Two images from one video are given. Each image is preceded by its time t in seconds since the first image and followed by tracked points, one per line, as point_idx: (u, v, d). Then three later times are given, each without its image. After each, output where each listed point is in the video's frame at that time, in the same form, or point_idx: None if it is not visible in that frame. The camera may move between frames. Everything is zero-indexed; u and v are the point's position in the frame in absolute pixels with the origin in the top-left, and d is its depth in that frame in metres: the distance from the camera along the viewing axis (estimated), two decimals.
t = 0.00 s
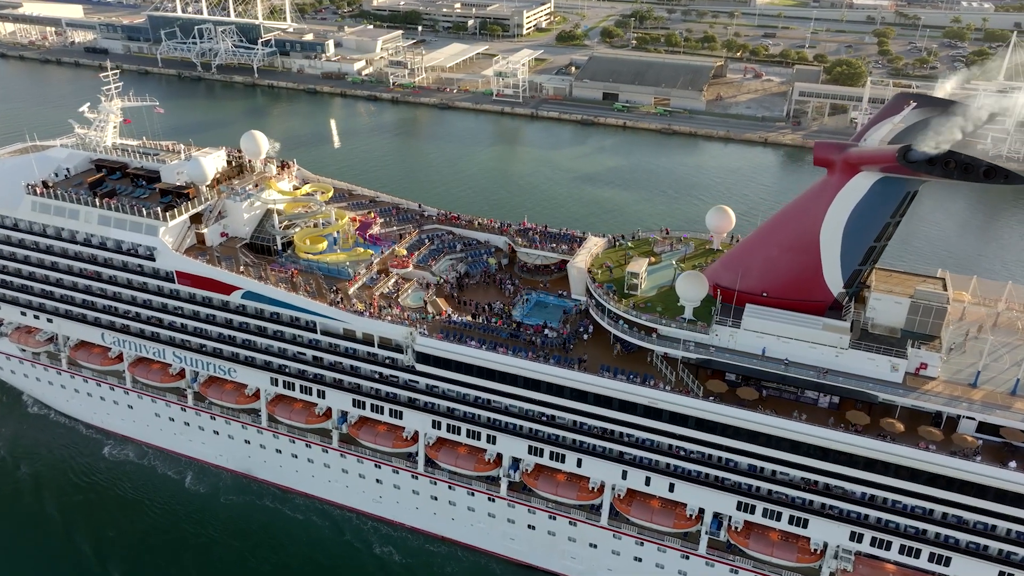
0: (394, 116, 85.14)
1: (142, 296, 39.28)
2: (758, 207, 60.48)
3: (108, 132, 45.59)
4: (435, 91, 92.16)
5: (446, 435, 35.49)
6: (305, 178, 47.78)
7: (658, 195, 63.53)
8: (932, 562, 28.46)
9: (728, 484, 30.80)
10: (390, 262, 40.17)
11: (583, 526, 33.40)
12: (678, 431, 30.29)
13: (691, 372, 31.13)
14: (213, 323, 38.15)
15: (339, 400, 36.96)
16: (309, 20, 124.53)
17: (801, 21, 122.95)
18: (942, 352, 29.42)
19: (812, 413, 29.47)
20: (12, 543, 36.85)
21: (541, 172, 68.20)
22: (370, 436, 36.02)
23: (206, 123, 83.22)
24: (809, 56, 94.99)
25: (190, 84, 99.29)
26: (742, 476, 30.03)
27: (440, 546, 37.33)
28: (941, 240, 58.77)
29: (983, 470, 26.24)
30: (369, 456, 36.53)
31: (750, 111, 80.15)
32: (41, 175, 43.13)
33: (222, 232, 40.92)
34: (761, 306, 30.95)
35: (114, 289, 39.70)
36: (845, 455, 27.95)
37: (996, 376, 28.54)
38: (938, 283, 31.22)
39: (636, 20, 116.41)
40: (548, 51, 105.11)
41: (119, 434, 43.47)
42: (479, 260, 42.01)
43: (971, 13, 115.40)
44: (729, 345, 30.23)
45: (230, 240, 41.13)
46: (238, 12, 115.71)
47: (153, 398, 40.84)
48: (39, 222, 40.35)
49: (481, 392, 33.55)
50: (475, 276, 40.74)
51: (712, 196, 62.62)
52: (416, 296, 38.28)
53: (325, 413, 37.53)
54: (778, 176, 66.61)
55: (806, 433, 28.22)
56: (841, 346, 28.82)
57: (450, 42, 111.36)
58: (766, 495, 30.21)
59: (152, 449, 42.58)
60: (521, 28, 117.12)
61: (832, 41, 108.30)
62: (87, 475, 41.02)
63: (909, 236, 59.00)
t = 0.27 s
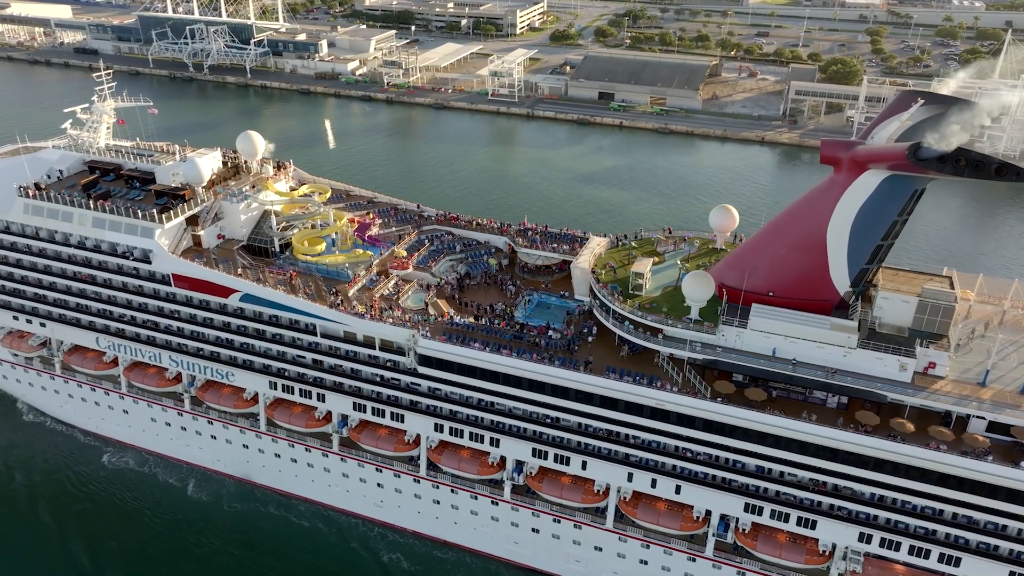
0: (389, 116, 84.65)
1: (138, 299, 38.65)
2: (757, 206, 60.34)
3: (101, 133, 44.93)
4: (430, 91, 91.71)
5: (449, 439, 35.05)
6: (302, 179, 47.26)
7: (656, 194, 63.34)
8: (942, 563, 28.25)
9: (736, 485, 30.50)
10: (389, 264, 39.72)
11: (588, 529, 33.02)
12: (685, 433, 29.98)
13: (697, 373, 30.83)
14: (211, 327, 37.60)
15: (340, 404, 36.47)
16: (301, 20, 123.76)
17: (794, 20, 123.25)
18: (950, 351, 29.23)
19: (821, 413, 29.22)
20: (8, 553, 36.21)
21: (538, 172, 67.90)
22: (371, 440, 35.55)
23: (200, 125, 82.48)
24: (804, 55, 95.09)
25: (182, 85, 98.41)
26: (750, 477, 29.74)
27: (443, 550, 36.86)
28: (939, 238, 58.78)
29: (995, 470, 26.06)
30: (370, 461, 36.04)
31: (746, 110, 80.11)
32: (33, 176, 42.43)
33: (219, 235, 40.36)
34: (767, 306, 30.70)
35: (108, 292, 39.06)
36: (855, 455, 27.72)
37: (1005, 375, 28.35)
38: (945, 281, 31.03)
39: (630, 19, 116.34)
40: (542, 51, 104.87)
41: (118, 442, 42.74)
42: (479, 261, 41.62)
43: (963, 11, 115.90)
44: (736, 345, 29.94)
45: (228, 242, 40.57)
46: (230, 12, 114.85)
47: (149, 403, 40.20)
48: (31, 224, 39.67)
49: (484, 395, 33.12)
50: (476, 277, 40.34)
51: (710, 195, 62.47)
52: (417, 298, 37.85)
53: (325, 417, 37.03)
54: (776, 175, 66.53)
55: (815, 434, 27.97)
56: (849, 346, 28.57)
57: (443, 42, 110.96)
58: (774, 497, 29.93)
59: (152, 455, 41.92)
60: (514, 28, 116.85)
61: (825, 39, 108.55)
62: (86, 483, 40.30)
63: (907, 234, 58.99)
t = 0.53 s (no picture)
0: (384, 116, 84.12)
1: (134, 303, 38.02)
2: (755, 205, 60.20)
3: (94, 134, 44.27)
4: (425, 91, 91.24)
5: (451, 442, 34.61)
6: (299, 179, 46.75)
7: (654, 193, 63.14)
8: (951, 564, 28.05)
9: (743, 487, 30.20)
10: (389, 265, 39.30)
11: (593, 532, 32.61)
12: (693, 435, 29.68)
13: (704, 374, 30.54)
14: (209, 330, 37.03)
15: (340, 408, 35.96)
16: (293, 20, 123.00)
17: (787, 19, 123.45)
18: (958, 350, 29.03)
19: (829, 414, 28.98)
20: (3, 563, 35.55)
21: (536, 172, 67.56)
22: (372, 444, 35.09)
23: (194, 126, 81.74)
24: (798, 54, 95.16)
25: (174, 85, 97.57)
26: (757, 479, 29.44)
27: (445, 555, 36.37)
28: (937, 235, 58.78)
29: (1006, 470, 25.89)
30: (371, 465, 35.54)
31: (742, 109, 80.04)
32: (25, 178, 41.74)
33: (215, 237, 39.81)
34: (773, 306, 30.45)
35: (104, 296, 38.43)
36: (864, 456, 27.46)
37: (1014, 374, 28.17)
38: (951, 280, 30.85)
39: (623, 19, 116.21)
40: (537, 50, 104.55)
41: (118, 449, 42.00)
42: (479, 262, 41.20)
43: (954, 9, 116.43)
44: (742, 346, 29.65)
45: (224, 245, 40.04)
46: (221, 13, 114.01)
47: (145, 408, 39.59)
48: (23, 227, 38.99)
49: (487, 397, 32.71)
50: (477, 278, 39.93)
51: (709, 194, 62.29)
52: (417, 300, 37.43)
53: (325, 421, 36.52)
54: (773, 174, 66.43)
55: (824, 434, 27.73)
56: (857, 345, 28.33)
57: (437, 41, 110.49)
58: (782, 498, 29.64)
59: (153, 463, 41.22)
60: (508, 28, 116.49)
61: (819, 38, 108.67)
62: (86, 493, 39.58)
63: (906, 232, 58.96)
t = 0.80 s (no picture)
0: (378, 116, 83.50)
1: (128, 308, 37.28)
2: (754, 204, 60.00)
3: (86, 136, 43.51)
4: (418, 91, 90.68)
5: (454, 446, 34.09)
6: (295, 181, 46.11)
7: (651, 193, 62.88)
8: (963, 564, 27.81)
9: (752, 489, 29.85)
10: (389, 267, 38.74)
11: (599, 536, 32.14)
12: (701, 437, 29.33)
13: (712, 375, 30.19)
14: (206, 335, 36.36)
15: (341, 413, 35.39)
16: (283, 20, 122.09)
17: (779, 18, 123.68)
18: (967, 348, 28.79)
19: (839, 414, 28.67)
20: None
21: (532, 172, 67.17)
22: (374, 449, 34.53)
23: (186, 127, 80.86)
24: (791, 53, 95.27)
25: (164, 86, 96.54)
26: (767, 481, 29.10)
27: (449, 561, 35.81)
28: (935, 233, 58.80)
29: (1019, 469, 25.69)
30: (373, 470, 34.96)
31: (737, 108, 79.94)
32: (15, 181, 40.94)
33: (211, 239, 39.15)
34: (780, 306, 30.14)
35: (97, 301, 37.68)
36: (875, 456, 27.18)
37: None
38: (958, 278, 30.65)
39: (615, 18, 116.03)
40: (530, 50, 104.20)
41: (116, 458, 41.12)
42: (479, 263, 40.69)
43: (944, 8, 117.09)
44: (750, 346, 29.31)
45: (220, 247, 39.37)
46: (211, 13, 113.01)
47: (140, 414, 38.87)
48: (14, 231, 38.19)
49: (492, 401, 32.23)
50: (478, 279, 39.43)
51: (707, 193, 62.04)
52: (418, 302, 36.92)
53: (326, 426, 35.94)
54: (770, 173, 66.27)
55: (835, 435, 27.44)
56: (867, 345, 28.05)
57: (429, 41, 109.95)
58: (792, 500, 29.30)
59: (155, 471, 40.37)
60: (500, 27, 116.03)
61: (811, 37, 108.86)
62: (87, 505, 38.74)
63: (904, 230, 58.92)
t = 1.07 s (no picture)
0: (373, 117, 82.99)
1: (124, 312, 36.66)
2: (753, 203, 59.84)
3: (78, 137, 42.86)
4: (413, 92, 90.24)
5: (457, 450, 33.64)
6: (291, 182, 45.55)
7: (649, 193, 62.69)
8: (973, 565, 27.61)
9: (759, 491, 29.54)
10: (388, 269, 38.24)
11: (605, 540, 31.74)
12: (709, 439, 29.02)
13: (718, 377, 29.88)
14: (203, 339, 35.78)
15: (341, 417, 34.90)
16: (275, 21, 121.30)
17: (772, 17, 123.90)
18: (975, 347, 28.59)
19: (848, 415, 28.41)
20: None
21: (529, 172, 66.85)
22: (376, 454, 34.03)
23: (180, 128, 80.08)
24: (785, 53, 95.39)
25: (156, 88, 95.68)
26: (775, 483, 28.81)
27: (453, 567, 35.33)
28: (933, 232, 58.86)
29: None
30: (374, 475, 34.46)
31: (733, 108, 79.87)
32: (7, 184, 40.26)
33: (207, 242, 38.56)
34: (787, 306, 29.91)
35: (92, 305, 37.03)
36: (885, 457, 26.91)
37: None
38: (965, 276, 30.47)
39: (609, 18, 115.93)
40: (524, 50, 103.91)
41: (116, 466, 40.38)
42: (480, 264, 40.24)
43: (935, 7, 117.65)
44: (758, 347, 29.01)
45: (217, 250, 38.80)
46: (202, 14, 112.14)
47: (136, 420, 38.22)
48: (6, 235, 37.47)
49: (495, 404, 31.81)
50: (478, 280, 39.02)
51: (706, 193, 61.85)
52: (420, 304, 36.47)
53: (326, 431, 35.42)
54: (768, 172, 66.16)
55: (845, 436, 27.16)
56: (875, 345, 27.80)
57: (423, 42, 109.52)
58: (800, 502, 29.01)
59: (156, 480, 39.65)
60: (493, 27, 115.71)
61: (804, 36, 109.09)
62: (87, 515, 38.05)
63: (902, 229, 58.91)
